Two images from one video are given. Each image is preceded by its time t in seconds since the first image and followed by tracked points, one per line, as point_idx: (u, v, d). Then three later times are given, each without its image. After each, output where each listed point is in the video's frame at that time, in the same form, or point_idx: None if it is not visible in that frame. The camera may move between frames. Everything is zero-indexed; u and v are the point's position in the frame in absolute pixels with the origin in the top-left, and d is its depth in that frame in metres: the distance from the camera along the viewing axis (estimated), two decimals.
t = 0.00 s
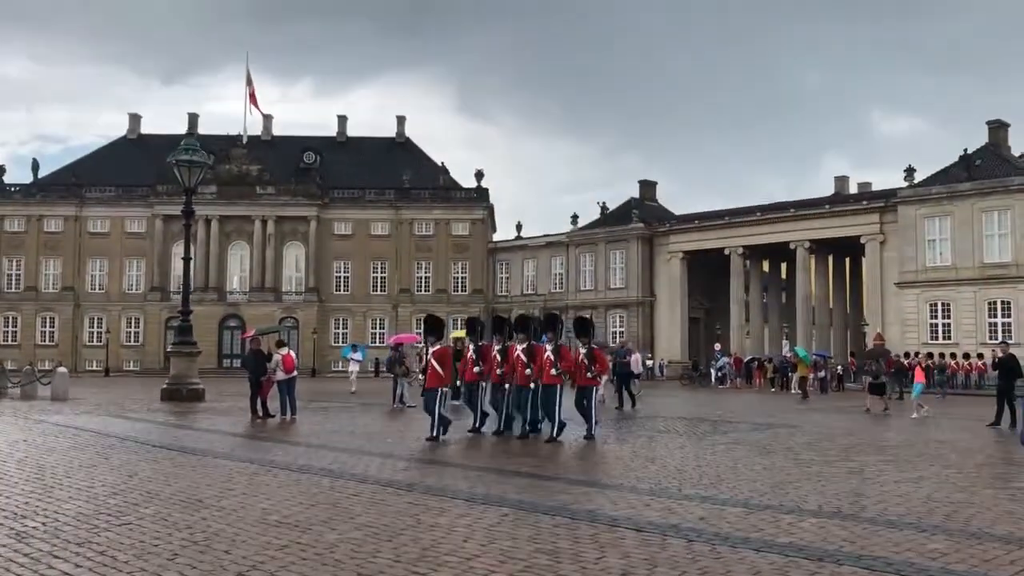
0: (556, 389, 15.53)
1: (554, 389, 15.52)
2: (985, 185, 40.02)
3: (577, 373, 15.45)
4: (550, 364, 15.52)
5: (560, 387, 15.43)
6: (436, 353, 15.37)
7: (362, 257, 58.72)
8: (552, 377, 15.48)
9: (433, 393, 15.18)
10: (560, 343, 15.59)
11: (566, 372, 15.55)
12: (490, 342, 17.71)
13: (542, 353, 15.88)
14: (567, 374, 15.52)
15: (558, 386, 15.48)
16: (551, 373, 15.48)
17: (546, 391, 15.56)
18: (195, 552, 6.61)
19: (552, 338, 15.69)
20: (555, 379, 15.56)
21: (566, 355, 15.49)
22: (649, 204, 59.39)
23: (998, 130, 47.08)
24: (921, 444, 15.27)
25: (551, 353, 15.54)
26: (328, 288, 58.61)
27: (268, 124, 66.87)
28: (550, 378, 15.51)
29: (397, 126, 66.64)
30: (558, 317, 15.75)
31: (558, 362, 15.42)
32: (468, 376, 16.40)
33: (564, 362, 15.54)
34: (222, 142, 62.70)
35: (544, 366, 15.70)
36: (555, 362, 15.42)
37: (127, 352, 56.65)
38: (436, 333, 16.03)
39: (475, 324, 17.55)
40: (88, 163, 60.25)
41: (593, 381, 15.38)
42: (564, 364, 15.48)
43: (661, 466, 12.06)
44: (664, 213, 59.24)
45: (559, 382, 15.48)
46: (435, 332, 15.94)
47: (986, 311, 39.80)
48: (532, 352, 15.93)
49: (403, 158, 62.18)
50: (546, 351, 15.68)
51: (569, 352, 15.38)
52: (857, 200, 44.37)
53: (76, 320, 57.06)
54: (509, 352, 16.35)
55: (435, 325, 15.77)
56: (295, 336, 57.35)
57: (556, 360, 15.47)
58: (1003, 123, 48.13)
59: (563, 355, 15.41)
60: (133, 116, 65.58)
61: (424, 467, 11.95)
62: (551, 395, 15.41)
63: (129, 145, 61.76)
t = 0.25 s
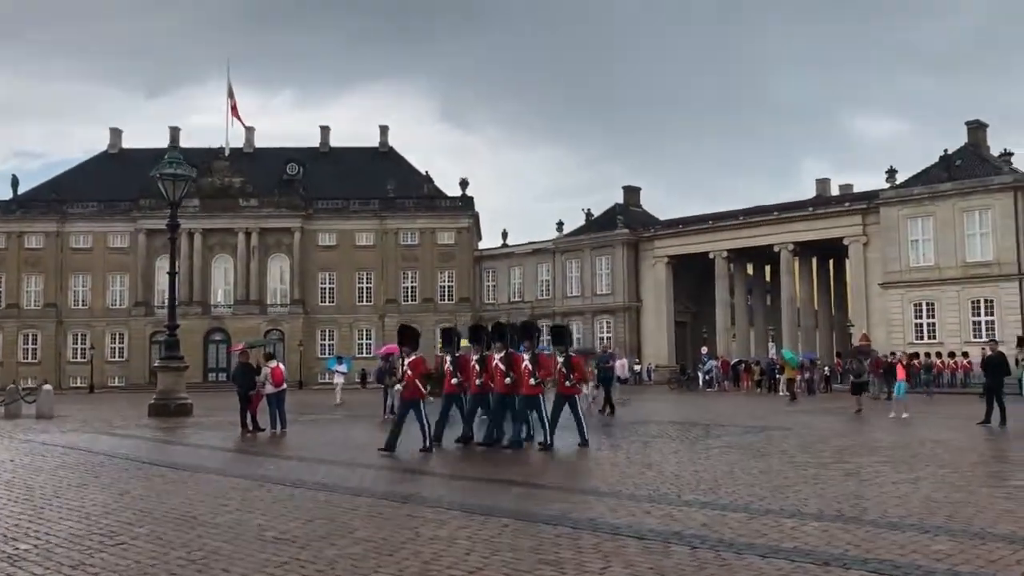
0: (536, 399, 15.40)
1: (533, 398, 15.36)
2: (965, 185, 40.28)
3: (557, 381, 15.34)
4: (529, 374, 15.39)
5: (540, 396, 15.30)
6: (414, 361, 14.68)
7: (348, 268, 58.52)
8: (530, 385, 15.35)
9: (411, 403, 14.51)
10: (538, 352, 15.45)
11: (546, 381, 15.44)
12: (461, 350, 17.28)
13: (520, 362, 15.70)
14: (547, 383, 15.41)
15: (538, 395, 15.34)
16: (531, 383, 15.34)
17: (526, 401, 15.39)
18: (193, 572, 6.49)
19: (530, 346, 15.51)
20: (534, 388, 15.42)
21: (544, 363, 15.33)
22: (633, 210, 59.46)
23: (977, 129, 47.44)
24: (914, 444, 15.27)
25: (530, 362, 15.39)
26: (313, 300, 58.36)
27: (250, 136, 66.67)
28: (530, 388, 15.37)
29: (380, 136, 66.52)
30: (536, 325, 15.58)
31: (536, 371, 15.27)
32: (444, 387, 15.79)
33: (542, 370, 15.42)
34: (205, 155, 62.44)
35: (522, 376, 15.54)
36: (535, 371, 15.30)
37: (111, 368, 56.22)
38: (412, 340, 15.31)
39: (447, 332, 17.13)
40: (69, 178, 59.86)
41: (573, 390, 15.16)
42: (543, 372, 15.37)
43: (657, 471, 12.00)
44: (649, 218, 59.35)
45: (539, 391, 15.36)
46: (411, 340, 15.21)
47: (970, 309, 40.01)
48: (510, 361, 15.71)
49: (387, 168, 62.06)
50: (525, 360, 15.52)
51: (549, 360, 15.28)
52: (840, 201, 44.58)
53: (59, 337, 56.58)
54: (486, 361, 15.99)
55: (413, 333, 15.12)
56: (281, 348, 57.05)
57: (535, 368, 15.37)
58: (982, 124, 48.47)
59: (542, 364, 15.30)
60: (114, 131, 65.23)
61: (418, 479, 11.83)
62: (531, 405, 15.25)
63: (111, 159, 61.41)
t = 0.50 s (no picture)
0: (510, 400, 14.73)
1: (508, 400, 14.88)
2: (946, 180, 40.50)
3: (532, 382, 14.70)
4: (503, 374, 14.71)
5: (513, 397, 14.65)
6: (383, 364, 14.51)
7: (331, 270, 58.27)
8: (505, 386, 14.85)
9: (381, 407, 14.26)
10: (513, 352, 14.82)
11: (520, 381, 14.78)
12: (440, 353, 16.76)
13: (495, 363, 15.08)
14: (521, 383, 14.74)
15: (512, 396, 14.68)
16: (504, 384, 14.68)
17: (499, 402, 14.74)
18: None
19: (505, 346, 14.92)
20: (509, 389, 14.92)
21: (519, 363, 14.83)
22: (617, 208, 59.46)
23: (957, 125, 47.71)
24: (904, 439, 15.28)
25: (504, 362, 14.75)
26: (297, 302, 58.09)
27: (231, 138, 66.30)
28: (503, 388, 14.70)
29: (362, 136, 66.26)
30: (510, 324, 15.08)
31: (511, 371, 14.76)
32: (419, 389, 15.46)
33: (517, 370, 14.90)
34: (185, 158, 62.02)
35: (497, 377, 14.90)
36: (508, 371, 14.64)
37: (93, 373, 55.79)
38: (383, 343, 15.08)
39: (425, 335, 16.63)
40: (48, 182, 59.34)
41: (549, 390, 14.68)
42: (517, 373, 14.71)
43: (650, 470, 11.94)
44: (632, 217, 59.40)
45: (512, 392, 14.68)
46: (381, 342, 15.01)
47: (953, 303, 40.23)
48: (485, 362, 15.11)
49: (369, 169, 61.83)
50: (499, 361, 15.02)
51: (523, 360, 14.64)
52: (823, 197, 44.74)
53: (39, 343, 56.06)
54: (462, 362, 15.46)
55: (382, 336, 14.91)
56: (265, 351, 56.75)
57: (509, 369, 14.68)
58: (963, 118, 48.75)
59: (516, 364, 14.65)
60: (93, 134, 64.71)
61: (409, 481, 11.71)
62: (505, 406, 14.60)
63: (90, 163, 60.92)
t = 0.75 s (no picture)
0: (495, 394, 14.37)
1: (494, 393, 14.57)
2: (943, 173, 40.53)
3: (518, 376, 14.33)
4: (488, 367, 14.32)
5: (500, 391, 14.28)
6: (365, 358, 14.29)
7: (328, 262, 58.19)
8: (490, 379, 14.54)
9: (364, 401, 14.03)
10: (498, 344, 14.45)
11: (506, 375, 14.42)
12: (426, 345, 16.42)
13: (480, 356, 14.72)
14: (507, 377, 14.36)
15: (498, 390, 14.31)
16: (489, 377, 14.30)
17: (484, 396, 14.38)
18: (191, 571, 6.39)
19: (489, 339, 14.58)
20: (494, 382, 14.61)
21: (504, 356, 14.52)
22: (614, 200, 59.39)
23: (954, 118, 47.70)
24: (902, 431, 15.31)
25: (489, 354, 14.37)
26: (293, 294, 58.04)
27: (227, 130, 66.15)
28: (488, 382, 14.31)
29: (358, 128, 66.12)
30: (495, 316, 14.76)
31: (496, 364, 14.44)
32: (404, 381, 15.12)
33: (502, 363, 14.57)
34: (182, 149, 61.87)
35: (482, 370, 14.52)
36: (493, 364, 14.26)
37: (90, 365, 55.73)
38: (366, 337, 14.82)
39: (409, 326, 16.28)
40: (43, 173, 59.15)
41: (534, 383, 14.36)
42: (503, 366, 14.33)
43: (651, 462, 11.92)
44: (629, 209, 59.38)
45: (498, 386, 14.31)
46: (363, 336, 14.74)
47: (950, 296, 40.29)
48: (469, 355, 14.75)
49: (366, 161, 61.74)
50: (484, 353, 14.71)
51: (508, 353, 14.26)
52: (820, 190, 44.74)
53: (35, 335, 55.98)
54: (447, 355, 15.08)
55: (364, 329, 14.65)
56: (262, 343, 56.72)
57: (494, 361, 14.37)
58: (960, 111, 48.75)
59: (501, 357, 14.27)
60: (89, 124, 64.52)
61: (409, 472, 11.68)
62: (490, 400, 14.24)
63: (86, 154, 60.76)
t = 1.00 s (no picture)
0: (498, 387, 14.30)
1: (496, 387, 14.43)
2: (962, 169, 40.24)
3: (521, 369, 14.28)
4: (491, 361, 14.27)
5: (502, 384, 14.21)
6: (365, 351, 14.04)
7: (344, 254, 58.32)
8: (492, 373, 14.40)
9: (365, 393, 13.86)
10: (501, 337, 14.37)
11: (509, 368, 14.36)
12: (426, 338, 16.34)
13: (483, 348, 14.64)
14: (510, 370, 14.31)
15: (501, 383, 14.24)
16: (492, 370, 14.25)
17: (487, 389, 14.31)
18: (211, 560, 6.46)
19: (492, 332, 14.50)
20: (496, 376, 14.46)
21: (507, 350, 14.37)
22: (630, 194, 59.24)
23: (975, 113, 47.30)
24: (919, 427, 15.24)
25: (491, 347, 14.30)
26: (310, 286, 58.22)
27: (245, 122, 66.39)
28: (491, 375, 14.26)
29: (375, 121, 66.19)
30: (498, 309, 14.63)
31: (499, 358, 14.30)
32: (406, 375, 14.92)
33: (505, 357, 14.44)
34: (200, 141, 62.13)
35: (485, 363, 14.46)
36: (496, 357, 14.20)
37: (109, 355, 56.16)
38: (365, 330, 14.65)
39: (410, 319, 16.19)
40: (64, 164, 59.56)
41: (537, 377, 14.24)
42: (505, 359, 14.27)
43: (667, 456, 11.93)
44: (646, 203, 59.23)
45: (501, 379, 14.25)
46: (363, 329, 14.59)
47: (968, 293, 40.06)
48: (472, 348, 14.67)
49: (383, 153, 61.82)
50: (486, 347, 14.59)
51: (512, 346, 14.19)
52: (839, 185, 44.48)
53: (56, 324, 56.43)
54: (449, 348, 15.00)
55: (364, 321, 14.50)
56: (279, 335, 56.95)
57: (497, 354, 14.24)
58: (981, 107, 48.35)
59: (504, 351, 14.19)
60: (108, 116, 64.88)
61: (425, 464, 11.72)
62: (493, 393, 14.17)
63: (106, 145, 61.12)
